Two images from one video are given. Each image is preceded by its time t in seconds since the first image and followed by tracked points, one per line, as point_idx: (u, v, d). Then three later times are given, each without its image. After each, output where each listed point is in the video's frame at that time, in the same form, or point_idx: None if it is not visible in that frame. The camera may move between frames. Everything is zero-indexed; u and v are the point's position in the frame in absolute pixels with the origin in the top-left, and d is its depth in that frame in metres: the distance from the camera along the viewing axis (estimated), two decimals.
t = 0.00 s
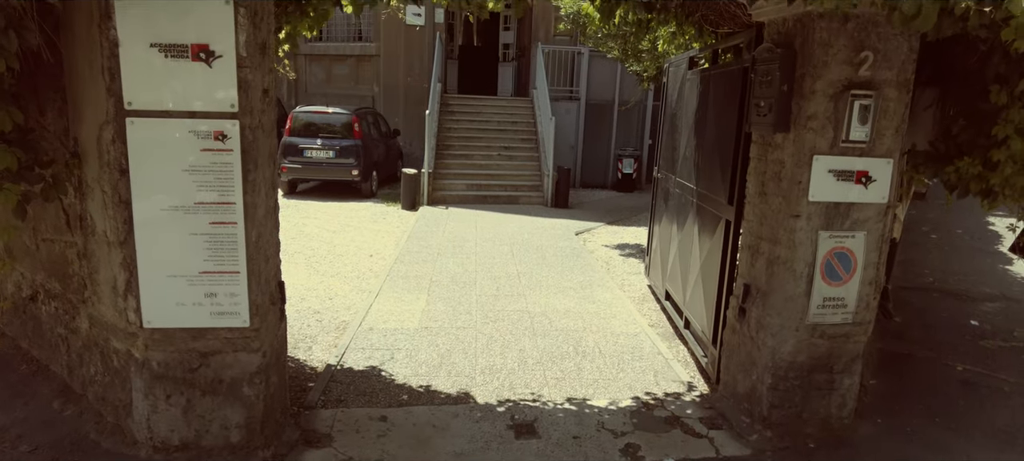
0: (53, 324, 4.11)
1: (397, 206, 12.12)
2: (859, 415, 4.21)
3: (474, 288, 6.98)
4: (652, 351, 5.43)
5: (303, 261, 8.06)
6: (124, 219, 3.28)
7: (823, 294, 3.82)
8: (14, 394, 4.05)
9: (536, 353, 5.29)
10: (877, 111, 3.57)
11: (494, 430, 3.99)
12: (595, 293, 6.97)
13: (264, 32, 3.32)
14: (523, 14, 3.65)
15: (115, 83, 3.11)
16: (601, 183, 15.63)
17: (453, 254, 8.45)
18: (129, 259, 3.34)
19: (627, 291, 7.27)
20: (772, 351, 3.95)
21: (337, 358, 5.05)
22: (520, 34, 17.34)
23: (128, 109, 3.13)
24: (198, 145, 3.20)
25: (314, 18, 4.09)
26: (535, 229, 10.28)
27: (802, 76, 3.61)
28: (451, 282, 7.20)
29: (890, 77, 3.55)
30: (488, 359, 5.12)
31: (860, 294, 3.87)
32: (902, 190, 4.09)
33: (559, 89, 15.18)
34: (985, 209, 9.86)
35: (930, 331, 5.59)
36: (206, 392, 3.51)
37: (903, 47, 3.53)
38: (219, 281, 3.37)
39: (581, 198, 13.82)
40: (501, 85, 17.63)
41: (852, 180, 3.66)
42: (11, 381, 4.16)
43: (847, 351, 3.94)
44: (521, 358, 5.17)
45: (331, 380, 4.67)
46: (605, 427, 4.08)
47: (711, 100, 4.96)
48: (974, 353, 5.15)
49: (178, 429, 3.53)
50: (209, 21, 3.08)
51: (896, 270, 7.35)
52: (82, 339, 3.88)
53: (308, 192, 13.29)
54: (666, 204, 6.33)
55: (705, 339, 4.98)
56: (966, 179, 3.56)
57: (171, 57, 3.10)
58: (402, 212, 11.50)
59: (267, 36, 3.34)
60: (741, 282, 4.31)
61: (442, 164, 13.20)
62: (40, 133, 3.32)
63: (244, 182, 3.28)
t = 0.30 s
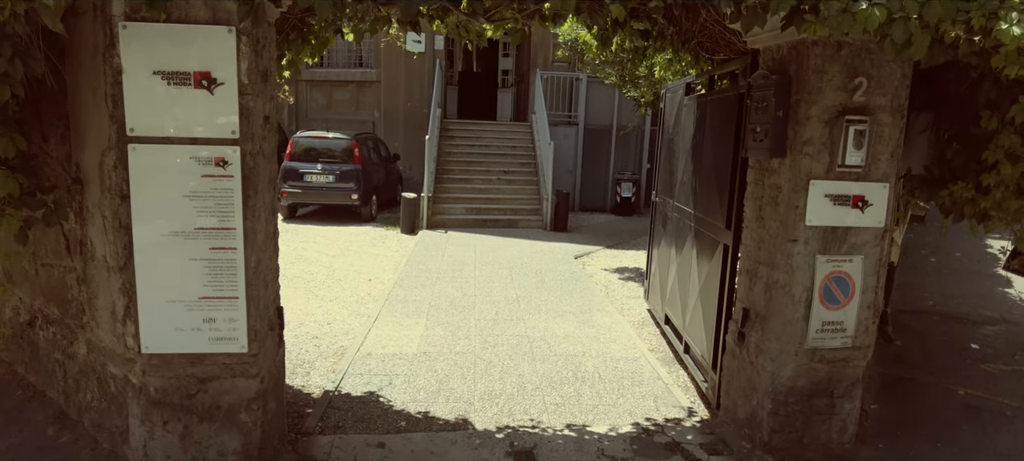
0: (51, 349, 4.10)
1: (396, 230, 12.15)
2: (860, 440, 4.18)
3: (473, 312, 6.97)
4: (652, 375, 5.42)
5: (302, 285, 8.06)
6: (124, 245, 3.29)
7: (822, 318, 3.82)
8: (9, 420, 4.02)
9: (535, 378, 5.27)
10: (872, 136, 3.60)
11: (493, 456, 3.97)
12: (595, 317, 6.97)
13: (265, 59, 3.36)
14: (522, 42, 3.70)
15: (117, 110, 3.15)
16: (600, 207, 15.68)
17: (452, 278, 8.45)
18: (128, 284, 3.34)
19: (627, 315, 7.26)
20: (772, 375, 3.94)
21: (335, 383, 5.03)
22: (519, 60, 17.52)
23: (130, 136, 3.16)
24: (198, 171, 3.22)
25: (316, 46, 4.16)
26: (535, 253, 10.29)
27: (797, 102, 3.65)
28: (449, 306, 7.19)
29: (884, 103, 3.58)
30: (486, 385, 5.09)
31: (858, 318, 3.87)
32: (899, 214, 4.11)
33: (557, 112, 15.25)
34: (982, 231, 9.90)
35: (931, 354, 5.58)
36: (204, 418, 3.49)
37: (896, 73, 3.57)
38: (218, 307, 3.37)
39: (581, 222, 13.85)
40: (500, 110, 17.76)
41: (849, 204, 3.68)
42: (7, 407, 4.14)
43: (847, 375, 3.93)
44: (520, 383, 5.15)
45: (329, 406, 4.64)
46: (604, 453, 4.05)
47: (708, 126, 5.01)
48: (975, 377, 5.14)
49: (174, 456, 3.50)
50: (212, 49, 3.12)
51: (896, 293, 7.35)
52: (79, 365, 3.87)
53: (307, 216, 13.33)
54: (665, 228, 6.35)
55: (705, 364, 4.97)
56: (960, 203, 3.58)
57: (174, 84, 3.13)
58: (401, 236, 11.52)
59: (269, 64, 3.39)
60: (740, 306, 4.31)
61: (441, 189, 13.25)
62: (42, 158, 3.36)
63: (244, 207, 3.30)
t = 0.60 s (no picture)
0: (47, 376, 4.08)
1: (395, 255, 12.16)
2: None
3: (472, 338, 6.95)
4: (653, 402, 5.39)
5: (301, 311, 8.05)
6: (124, 271, 3.30)
7: (822, 344, 3.81)
8: (4, 448, 3.99)
9: (534, 405, 5.25)
10: (868, 162, 3.63)
11: None
12: (594, 343, 6.94)
13: (266, 87, 3.40)
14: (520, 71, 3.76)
15: (120, 137, 3.18)
16: (599, 232, 15.71)
17: (451, 303, 8.44)
18: (127, 311, 3.35)
19: (627, 341, 7.23)
20: (772, 402, 3.93)
21: (333, 410, 5.00)
22: (518, 86, 17.68)
23: (132, 163, 3.19)
24: (199, 197, 3.24)
25: (317, 74, 4.20)
26: (534, 277, 10.29)
27: (793, 129, 3.69)
28: (448, 332, 7.17)
29: (879, 129, 3.62)
30: (485, 412, 5.07)
31: (858, 344, 3.86)
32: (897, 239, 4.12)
33: (557, 138, 15.32)
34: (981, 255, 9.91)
35: (933, 379, 5.55)
36: (200, 445, 3.48)
37: (890, 100, 3.61)
38: (217, 333, 3.37)
39: (580, 246, 13.87)
40: (500, 136, 17.86)
41: (846, 230, 3.69)
42: (2, 434, 4.11)
43: (848, 401, 3.91)
44: (520, 410, 5.12)
45: (327, 433, 4.61)
46: None
47: (705, 152, 5.05)
48: (977, 403, 5.11)
49: None
50: (214, 78, 3.16)
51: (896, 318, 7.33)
52: (76, 392, 3.85)
53: (307, 241, 13.35)
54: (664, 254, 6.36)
55: (706, 390, 4.95)
56: (956, 228, 3.61)
57: (176, 112, 3.16)
58: (401, 261, 11.52)
59: (270, 92, 3.43)
60: (740, 332, 4.31)
61: (441, 214, 13.29)
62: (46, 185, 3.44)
63: (244, 234, 3.32)
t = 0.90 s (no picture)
0: (44, 402, 4.03)
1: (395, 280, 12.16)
2: None
3: (472, 364, 6.92)
4: (654, 428, 5.36)
5: (300, 336, 8.02)
6: (125, 297, 3.31)
7: (822, 369, 3.81)
8: None
9: (535, 432, 5.21)
10: (865, 188, 3.66)
11: None
12: (595, 368, 6.92)
13: (268, 115, 3.44)
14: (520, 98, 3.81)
15: (123, 165, 3.20)
16: (599, 256, 15.72)
17: (451, 328, 8.42)
18: (126, 337, 3.34)
19: (627, 367, 7.21)
20: (773, 428, 3.91)
21: (331, 437, 4.97)
22: (517, 111, 17.81)
23: (135, 190, 3.21)
24: (200, 224, 3.26)
25: (319, 101, 4.26)
26: (534, 302, 10.28)
27: (790, 155, 3.72)
28: (448, 357, 7.15)
29: (875, 155, 3.65)
30: (485, 439, 5.03)
31: (859, 369, 3.85)
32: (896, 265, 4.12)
33: (557, 162, 15.51)
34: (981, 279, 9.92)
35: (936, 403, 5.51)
36: None
37: (886, 127, 3.65)
38: (216, 360, 3.36)
39: (580, 270, 13.87)
40: (499, 161, 17.95)
41: (845, 255, 3.71)
42: None
43: (850, 427, 3.89)
44: (520, 438, 5.09)
45: None
46: None
47: (703, 177, 5.09)
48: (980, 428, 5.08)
49: None
50: (217, 107, 3.20)
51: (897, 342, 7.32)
52: (73, 419, 3.82)
53: (306, 266, 13.35)
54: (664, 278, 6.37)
55: (707, 416, 4.92)
56: (955, 253, 3.62)
57: (179, 140, 3.20)
58: (401, 286, 11.50)
59: (271, 120, 3.47)
60: (740, 358, 4.30)
61: (441, 238, 13.31)
62: (50, 213, 3.42)
63: (244, 261, 3.33)
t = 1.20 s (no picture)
0: (41, 429, 3.80)
1: (395, 302, 12.14)
2: None
3: (472, 388, 6.89)
4: (655, 454, 5.32)
5: (299, 360, 7.99)
6: (124, 323, 3.30)
7: (823, 393, 3.79)
8: None
9: (535, 457, 5.18)
10: (863, 212, 3.67)
11: None
12: (595, 392, 6.89)
13: (269, 141, 3.48)
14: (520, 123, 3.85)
15: (125, 191, 3.22)
16: (599, 278, 15.71)
17: (450, 352, 8.39)
18: (125, 363, 3.33)
19: (629, 390, 7.17)
20: (775, 453, 3.88)
21: None
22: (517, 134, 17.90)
23: (136, 215, 3.23)
24: (201, 249, 3.27)
25: (320, 127, 4.27)
26: (534, 325, 10.25)
27: (788, 179, 3.74)
28: (447, 381, 7.12)
29: (873, 179, 3.67)
30: None
31: (860, 393, 3.82)
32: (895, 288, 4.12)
33: (557, 185, 15.57)
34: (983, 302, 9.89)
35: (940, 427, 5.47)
36: None
37: (882, 151, 3.67)
38: (215, 386, 3.35)
39: (580, 292, 13.85)
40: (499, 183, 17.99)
41: (844, 278, 3.71)
42: None
43: (852, 452, 3.86)
44: None
45: None
46: None
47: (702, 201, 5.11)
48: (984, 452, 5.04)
49: None
50: (220, 133, 3.23)
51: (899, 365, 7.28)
52: (70, 445, 3.75)
53: (306, 288, 13.34)
54: (664, 301, 6.36)
55: (708, 441, 4.89)
56: (956, 276, 3.59)
57: (181, 166, 3.22)
58: (401, 308, 11.48)
59: (273, 146, 3.51)
60: (741, 382, 4.28)
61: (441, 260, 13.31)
62: (51, 237, 3.42)
63: (245, 286, 3.34)
